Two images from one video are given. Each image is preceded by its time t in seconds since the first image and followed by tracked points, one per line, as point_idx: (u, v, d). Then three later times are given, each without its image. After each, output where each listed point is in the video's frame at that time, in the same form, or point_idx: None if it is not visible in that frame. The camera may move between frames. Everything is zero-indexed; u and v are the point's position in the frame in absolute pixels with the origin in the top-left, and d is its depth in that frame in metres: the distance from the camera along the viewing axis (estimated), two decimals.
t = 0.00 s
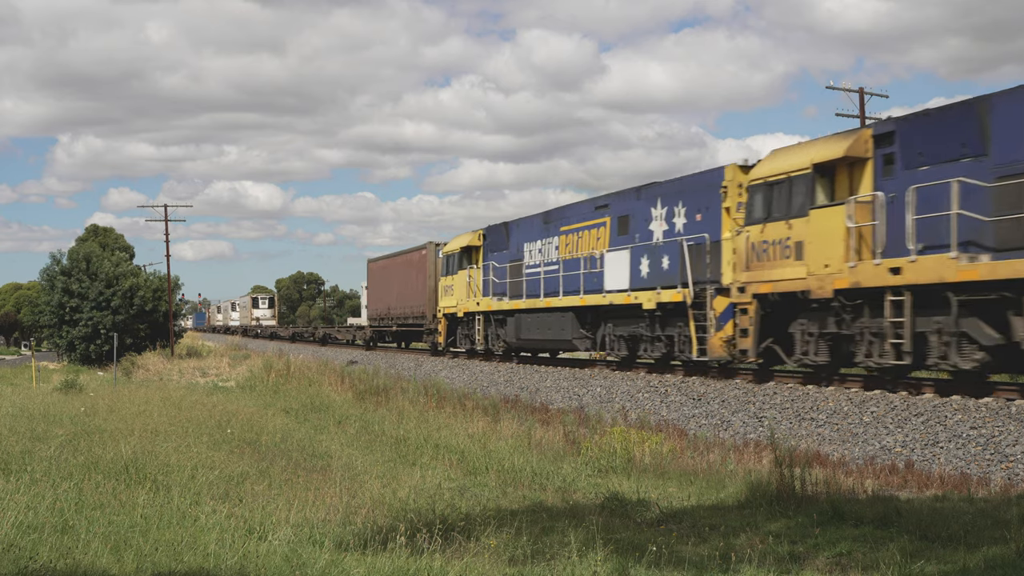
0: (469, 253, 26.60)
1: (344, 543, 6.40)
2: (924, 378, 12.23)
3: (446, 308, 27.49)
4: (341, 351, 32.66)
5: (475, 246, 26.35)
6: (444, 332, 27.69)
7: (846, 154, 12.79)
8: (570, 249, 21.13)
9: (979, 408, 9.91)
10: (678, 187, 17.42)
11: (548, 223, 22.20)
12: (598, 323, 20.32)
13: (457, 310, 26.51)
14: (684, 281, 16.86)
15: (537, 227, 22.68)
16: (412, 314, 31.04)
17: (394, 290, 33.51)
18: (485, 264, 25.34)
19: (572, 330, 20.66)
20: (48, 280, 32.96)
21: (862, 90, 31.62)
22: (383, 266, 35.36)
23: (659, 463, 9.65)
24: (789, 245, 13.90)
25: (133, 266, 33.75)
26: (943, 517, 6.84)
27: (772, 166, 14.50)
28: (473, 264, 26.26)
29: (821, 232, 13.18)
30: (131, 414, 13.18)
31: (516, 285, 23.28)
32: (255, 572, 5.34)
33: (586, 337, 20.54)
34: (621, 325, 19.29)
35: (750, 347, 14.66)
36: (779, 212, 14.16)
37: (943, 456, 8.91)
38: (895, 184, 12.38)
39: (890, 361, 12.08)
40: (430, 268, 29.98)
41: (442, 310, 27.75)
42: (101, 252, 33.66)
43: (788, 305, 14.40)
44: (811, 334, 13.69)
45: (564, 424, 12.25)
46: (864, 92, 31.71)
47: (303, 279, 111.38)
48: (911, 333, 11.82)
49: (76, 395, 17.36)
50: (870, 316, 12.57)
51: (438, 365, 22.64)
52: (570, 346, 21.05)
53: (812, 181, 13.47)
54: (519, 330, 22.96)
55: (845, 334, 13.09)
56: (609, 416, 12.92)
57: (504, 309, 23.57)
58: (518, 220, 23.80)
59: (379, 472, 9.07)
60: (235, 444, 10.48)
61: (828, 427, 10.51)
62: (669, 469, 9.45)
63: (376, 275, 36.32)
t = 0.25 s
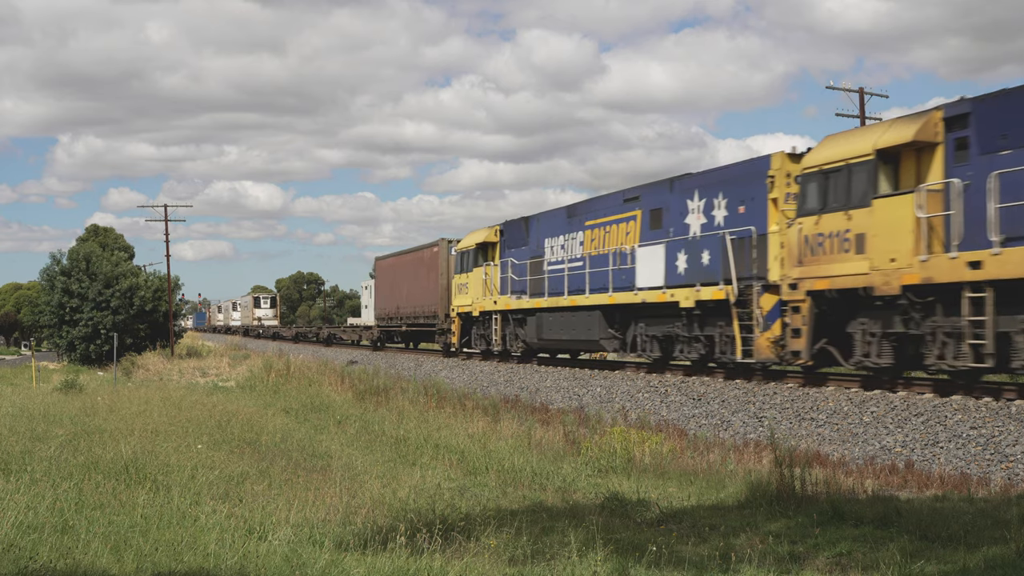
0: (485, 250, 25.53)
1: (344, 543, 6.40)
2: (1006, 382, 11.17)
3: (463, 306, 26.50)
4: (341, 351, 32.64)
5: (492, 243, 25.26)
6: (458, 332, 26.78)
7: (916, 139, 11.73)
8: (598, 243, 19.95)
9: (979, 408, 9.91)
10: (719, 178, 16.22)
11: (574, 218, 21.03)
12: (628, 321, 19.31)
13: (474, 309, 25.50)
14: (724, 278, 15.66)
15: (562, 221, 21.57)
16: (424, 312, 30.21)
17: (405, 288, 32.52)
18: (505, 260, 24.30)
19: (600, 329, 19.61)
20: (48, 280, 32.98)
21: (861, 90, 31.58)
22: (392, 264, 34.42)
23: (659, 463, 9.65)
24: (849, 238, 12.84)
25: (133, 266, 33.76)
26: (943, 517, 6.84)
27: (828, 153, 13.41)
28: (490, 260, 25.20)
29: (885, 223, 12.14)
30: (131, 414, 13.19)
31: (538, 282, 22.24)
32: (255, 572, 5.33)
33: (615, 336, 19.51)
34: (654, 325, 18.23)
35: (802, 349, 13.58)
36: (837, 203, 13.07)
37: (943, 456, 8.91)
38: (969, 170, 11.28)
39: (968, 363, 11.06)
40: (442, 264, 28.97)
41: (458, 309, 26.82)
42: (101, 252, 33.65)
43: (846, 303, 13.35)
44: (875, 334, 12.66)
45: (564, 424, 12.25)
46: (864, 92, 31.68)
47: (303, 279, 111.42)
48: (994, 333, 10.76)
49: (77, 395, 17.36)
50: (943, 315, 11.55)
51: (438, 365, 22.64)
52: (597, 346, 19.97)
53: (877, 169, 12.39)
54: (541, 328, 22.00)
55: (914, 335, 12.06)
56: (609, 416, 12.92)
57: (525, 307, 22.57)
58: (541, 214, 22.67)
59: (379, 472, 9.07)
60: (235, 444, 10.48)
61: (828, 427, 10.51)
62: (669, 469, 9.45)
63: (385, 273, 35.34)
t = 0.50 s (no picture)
0: (502, 246, 24.35)
1: (344, 543, 6.40)
2: None
3: (478, 305, 25.37)
4: (341, 351, 32.63)
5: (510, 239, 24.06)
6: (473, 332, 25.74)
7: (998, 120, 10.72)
8: (628, 238, 18.63)
9: (978, 408, 9.91)
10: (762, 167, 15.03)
11: (598, 211, 19.74)
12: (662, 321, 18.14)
13: (490, 308, 24.41)
14: (774, 274, 14.45)
15: (586, 216, 20.21)
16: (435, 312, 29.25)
17: (414, 285, 31.46)
18: (524, 257, 22.98)
19: (631, 329, 18.50)
20: (48, 280, 32.98)
21: (861, 90, 31.56)
22: (401, 261, 33.39)
23: (659, 463, 9.65)
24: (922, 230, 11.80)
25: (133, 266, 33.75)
26: (943, 517, 6.84)
27: (895, 138, 12.37)
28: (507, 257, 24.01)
29: (961, 213, 11.17)
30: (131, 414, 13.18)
31: (560, 280, 21.04)
32: (255, 572, 5.33)
33: (647, 337, 18.38)
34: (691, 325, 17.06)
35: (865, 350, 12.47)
36: (907, 191, 12.04)
37: (943, 456, 8.90)
38: None
39: None
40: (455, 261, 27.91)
41: (472, 308, 25.79)
42: (101, 252, 33.64)
43: (914, 301, 12.29)
44: (949, 335, 11.62)
45: (564, 424, 12.25)
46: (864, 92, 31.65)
47: (304, 279, 111.46)
48: None
49: (77, 395, 17.36)
50: None
51: (438, 365, 22.64)
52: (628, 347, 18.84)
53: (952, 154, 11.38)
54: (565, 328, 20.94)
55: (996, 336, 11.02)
56: (609, 416, 12.91)
57: (548, 306, 21.48)
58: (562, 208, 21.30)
59: (379, 472, 9.07)
60: (235, 444, 10.48)
61: (828, 427, 10.51)
62: (669, 469, 9.45)
63: (393, 270, 34.30)
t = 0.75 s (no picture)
0: (521, 243, 22.93)
1: (344, 543, 6.40)
2: None
3: (495, 304, 24.01)
4: (341, 351, 32.62)
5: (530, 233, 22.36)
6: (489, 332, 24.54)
7: None
8: (661, 233, 17.42)
9: (978, 408, 9.91)
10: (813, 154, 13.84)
11: (627, 203, 18.64)
12: (700, 319, 16.84)
13: (509, 307, 23.08)
14: (829, 270, 13.24)
15: (613, 209, 19.06)
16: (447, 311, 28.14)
17: (425, 284, 30.33)
18: (545, 253, 21.68)
19: (666, 329, 17.28)
20: (48, 280, 33.00)
21: (861, 90, 31.55)
22: (411, 259, 32.33)
23: (659, 463, 9.65)
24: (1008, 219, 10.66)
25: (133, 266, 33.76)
26: (943, 517, 6.84)
27: (972, 120, 11.25)
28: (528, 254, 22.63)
29: None
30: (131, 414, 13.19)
31: (586, 277, 19.78)
32: (255, 571, 5.34)
33: (683, 337, 17.13)
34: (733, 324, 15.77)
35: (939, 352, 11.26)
36: (989, 178, 10.91)
37: (943, 456, 8.90)
38: None
39: None
40: (469, 258, 26.76)
41: (488, 306, 24.48)
42: (101, 252, 33.63)
43: (996, 298, 11.14)
44: None
45: (564, 424, 12.25)
46: (864, 92, 31.61)
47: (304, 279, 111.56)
48: None
49: (77, 395, 17.36)
50: None
51: (438, 365, 22.64)
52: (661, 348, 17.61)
53: None
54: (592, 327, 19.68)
55: None
56: (609, 416, 12.91)
57: (573, 305, 20.21)
58: (588, 200, 20.10)
59: (379, 472, 9.07)
60: (235, 444, 10.48)
61: (828, 427, 10.51)
62: (669, 469, 9.45)
63: (403, 268, 33.25)
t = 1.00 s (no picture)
0: (541, 238, 21.87)
1: (344, 543, 6.40)
2: None
3: (513, 301, 22.78)
4: (341, 351, 32.61)
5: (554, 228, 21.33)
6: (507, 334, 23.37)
7: None
8: (698, 227, 16.29)
9: (978, 408, 9.91)
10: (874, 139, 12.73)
11: (659, 196, 17.58)
12: (743, 319, 15.56)
13: (528, 306, 21.85)
14: (896, 264, 12.06)
15: (644, 202, 17.96)
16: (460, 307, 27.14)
17: (438, 282, 29.29)
18: (569, 249, 20.54)
19: (706, 328, 16.03)
20: (48, 280, 33.00)
21: (862, 90, 31.53)
22: (424, 256, 31.33)
23: (659, 463, 9.65)
24: None
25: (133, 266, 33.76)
26: (943, 517, 6.84)
27: None
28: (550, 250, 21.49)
29: None
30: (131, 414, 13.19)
31: (615, 274, 18.63)
32: (255, 572, 5.34)
33: (724, 338, 15.82)
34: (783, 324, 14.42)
35: None
36: None
37: (943, 456, 8.90)
38: None
39: None
40: (486, 255, 25.72)
41: (505, 305, 23.30)
42: (101, 252, 33.63)
43: None
44: None
45: (564, 424, 12.25)
46: (864, 91, 31.59)
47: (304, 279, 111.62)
48: None
49: (77, 395, 17.36)
50: None
51: (439, 365, 22.65)
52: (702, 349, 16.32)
53: None
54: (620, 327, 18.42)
55: None
56: (609, 416, 12.91)
57: (600, 304, 18.98)
58: (616, 195, 19.01)
59: (379, 472, 9.07)
60: (235, 444, 10.48)
61: (828, 427, 10.51)
62: (669, 469, 9.45)
63: (415, 266, 32.22)
